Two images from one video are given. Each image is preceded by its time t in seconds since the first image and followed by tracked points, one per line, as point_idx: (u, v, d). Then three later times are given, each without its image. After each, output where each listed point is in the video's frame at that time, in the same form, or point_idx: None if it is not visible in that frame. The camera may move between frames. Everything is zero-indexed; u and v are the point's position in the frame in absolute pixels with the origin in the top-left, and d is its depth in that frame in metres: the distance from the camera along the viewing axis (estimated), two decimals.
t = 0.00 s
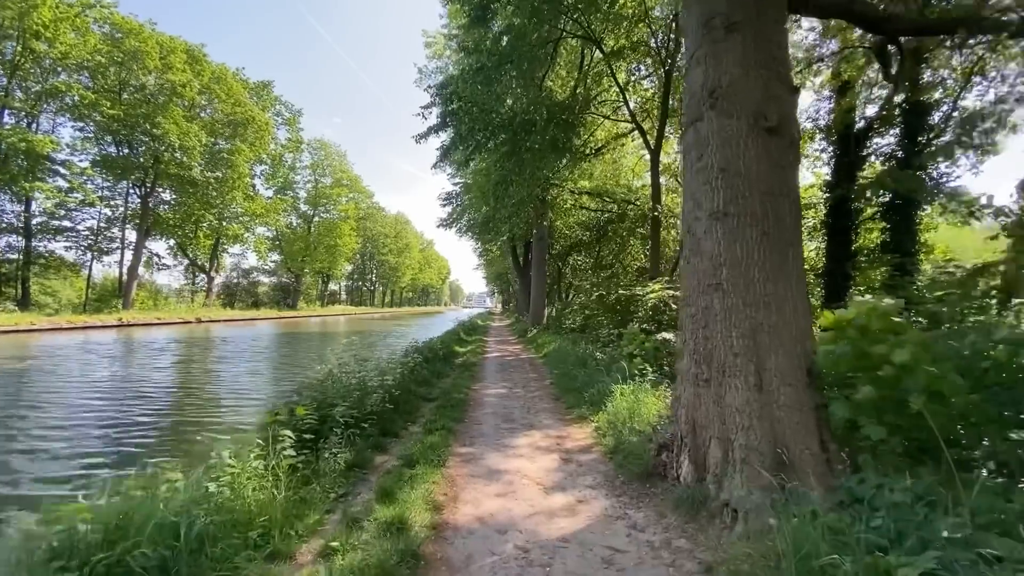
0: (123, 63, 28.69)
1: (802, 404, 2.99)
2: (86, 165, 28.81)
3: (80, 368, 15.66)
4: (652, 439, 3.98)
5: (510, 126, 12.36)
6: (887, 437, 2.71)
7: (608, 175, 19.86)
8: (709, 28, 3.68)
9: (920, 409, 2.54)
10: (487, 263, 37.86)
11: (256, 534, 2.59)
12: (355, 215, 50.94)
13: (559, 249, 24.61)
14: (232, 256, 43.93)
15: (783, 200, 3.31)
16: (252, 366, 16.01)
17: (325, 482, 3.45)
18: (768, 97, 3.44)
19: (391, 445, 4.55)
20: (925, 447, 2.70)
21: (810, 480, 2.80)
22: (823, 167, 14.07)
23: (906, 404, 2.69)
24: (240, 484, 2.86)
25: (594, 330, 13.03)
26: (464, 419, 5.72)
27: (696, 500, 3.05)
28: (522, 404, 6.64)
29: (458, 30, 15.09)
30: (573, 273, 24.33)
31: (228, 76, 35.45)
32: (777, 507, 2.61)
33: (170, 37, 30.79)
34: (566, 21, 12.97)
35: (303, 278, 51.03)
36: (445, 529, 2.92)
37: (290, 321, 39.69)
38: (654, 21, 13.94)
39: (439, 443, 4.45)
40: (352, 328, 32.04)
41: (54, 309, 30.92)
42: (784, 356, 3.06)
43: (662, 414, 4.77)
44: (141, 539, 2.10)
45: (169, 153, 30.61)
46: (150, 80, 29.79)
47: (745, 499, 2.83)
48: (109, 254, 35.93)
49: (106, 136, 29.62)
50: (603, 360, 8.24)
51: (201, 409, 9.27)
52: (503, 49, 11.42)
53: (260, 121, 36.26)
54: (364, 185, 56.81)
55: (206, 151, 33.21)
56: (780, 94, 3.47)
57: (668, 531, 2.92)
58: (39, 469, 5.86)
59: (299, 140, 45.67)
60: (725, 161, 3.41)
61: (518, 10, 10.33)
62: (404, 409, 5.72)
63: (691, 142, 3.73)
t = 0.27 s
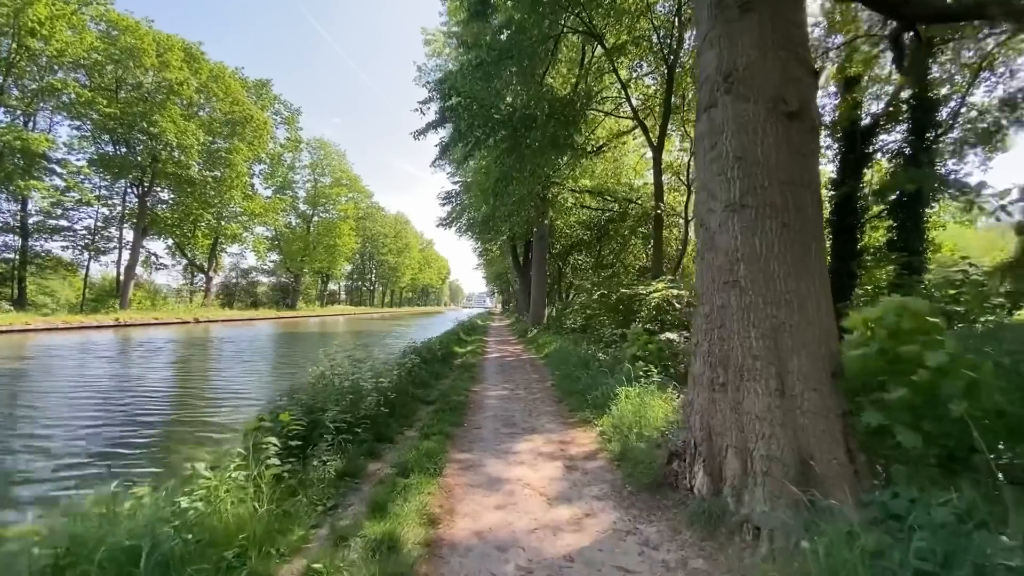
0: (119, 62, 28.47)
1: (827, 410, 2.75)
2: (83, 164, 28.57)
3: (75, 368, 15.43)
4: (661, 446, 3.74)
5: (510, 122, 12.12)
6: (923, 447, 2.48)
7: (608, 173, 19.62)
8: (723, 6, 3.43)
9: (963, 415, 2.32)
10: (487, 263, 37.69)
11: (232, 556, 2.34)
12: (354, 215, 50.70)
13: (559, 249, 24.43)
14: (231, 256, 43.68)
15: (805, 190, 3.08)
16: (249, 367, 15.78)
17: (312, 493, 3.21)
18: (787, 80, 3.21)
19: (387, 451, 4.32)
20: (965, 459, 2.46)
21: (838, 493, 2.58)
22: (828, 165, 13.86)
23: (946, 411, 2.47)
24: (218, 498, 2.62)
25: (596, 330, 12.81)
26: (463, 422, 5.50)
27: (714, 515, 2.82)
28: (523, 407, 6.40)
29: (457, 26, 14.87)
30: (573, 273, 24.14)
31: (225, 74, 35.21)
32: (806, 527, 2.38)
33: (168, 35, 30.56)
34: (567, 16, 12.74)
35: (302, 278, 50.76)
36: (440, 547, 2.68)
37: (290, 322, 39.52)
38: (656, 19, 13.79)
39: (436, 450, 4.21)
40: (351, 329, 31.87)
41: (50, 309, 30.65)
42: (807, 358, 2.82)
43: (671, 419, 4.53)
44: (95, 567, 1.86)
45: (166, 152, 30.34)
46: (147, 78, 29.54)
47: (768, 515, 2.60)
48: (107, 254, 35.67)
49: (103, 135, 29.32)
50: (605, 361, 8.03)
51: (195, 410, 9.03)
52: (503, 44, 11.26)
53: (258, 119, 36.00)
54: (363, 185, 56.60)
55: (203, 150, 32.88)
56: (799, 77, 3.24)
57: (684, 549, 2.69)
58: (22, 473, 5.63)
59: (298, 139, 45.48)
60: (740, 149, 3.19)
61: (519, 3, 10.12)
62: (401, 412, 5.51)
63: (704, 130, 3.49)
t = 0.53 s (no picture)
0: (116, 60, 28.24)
1: (856, 424, 2.53)
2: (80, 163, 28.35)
3: (69, 369, 15.22)
4: (671, 458, 3.51)
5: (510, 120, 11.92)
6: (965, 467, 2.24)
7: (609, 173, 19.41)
8: None
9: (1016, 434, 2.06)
10: (487, 263, 37.49)
11: None
12: (354, 215, 50.48)
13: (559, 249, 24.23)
14: (229, 256, 43.46)
15: (828, 185, 2.86)
16: (246, 368, 15.58)
17: (297, 511, 2.98)
18: (808, 68, 2.99)
19: (381, 461, 4.10)
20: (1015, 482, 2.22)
21: (870, 516, 2.36)
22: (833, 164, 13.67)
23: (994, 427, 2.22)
24: (191, 522, 2.39)
25: (598, 331, 12.61)
26: (462, 429, 5.29)
27: (733, 538, 2.60)
28: (523, 413, 6.18)
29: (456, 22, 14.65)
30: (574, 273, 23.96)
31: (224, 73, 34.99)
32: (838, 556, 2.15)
33: (165, 33, 30.33)
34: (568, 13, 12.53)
35: (301, 278, 50.53)
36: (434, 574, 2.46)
37: (289, 322, 39.32)
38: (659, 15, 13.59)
39: (432, 460, 3.99)
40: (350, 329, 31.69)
41: (47, 309, 30.41)
42: (832, 368, 2.60)
43: (679, 427, 4.30)
44: None
45: (163, 151, 30.12)
46: (144, 77, 29.36)
47: (794, 540, 2.38)
48: (104, 253, 35.45)
49: (100, 134, 29.10)
50: (608, 364, 7.82)
51: (189, 413, 8.84)
52: (503, 40, 11.09)
53: (256, 118, 35.77)
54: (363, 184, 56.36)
55: (201, 149, 32.63)
56: (820, 65, 3.01)
57: None
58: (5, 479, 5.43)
59: (297, 138, 45.26)
60: (758, 142, 2.97)
61: None
62: (397, 418, 5.30)
63: (717, 122, 3.27)
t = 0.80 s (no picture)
0: (114, 58, 28.05)
1: (892, 428, 2.32)
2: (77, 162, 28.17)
3: (64, 369, 15.03)
4: (683, 463, 3.31)
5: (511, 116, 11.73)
6: None
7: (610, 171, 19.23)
8: None
9: None
10: (487, 263, 37.30)
11: None
12: (354, 214, 50.26)
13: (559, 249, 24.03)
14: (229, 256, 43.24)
15: (856, 170, 2.65)
16: (243, 368, 15.39)
17: (283, 522, 2.75)
18: (833, 45, 2.78)
19: (376, 465, 3.90)
20: None
21: (908, 529, 2.16)
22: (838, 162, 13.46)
23: None
24: (163, 536, 2.18)
25: (600, 331, 12.42)
26: (462, 431, 5.09)
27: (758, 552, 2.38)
28: (525, 414, 5.96)
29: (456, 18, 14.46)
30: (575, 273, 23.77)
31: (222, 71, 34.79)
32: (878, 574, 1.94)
33: (163, 31, 30.13)
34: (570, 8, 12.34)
35: (300, 278, 50.31)
36: None
37: (288, 322, 39.10)
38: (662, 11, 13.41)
39: (429, 464, 3.78)
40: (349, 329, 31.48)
41: (45, 309, 30.20)
42: (864, 366, 2.39)
43: (690, 431, 4.12)
44: None
45: (161, 149, 29.91)
46: (142, 75, 29.16)
47: (827, 557, 2.17)
48: (102, 253, 35.25)
49: (98, 132, 28.92)
50: (611, 364, 7.63)
51: (184, 413, 8.67)
52: (504, 34, 10.79)
53: (255, 117, 35.54)
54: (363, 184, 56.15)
55: (199, 148, 32.38)
56: (845, 43, 2.81)
57: None
58: None
59: (296, 138, 45.06)
60: (780, 125, 2.76)
61: None
62: (395, 420, 5.10)
63: (734, 106, 3.06)
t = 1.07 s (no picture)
0: (111, 56, 27.79)
1: (939, 443, 2.10)
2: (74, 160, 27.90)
3: (58, 369, 14.78)
4: (701, 475, 3.10)
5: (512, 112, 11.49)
6: None
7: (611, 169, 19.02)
8: None
9: None
10: (487, 262, 37.05)
11: None
12: (353, 214, 50.00)
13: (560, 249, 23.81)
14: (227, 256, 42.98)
15: (894, 158, 2.43)
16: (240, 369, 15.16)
17: (270, 542, 2.53)
18: (866, 24, 2.55)
19: (372, 476, 3.68)
20: None
21: (962, 557, 1.94)
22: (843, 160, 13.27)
23: None
24: (128, 566, 1.94)
25: (602, 332, 12.20)
26: (462, 436, 4.87)
27: None
28: (528, 419, 5.74)
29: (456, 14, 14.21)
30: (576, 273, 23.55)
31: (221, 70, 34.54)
32: None
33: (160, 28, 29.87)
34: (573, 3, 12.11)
35: (299, 278, 50.02)
36: None
37: (287, 322, 38.82)
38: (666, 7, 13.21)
39: (428, 474, 3.56)
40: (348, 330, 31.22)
41: (41, 309, 29.92)
42: (908, 373, 2.17)
43: (704, 438, 3.90)
44: None
45: (159, 148, 29.64)
46: (139, 73, 28.91)
47: None
48: (100, 252, 34.97)
49: (95, 131, 28.65)
50: (616, 366, 7.41)
51: (178, 414, 8.44)
52: (504, 30, 10.57)
53: (254, 116, 35.27)
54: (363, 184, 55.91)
55: (197, 147, 32.08)
56: (880, 20, 2.58)
57: None
58: None
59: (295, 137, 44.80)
60: (808, 110, 2.54)
61: None
62: (391, 425, 4.87)
63: (757, 91, 2.84)
